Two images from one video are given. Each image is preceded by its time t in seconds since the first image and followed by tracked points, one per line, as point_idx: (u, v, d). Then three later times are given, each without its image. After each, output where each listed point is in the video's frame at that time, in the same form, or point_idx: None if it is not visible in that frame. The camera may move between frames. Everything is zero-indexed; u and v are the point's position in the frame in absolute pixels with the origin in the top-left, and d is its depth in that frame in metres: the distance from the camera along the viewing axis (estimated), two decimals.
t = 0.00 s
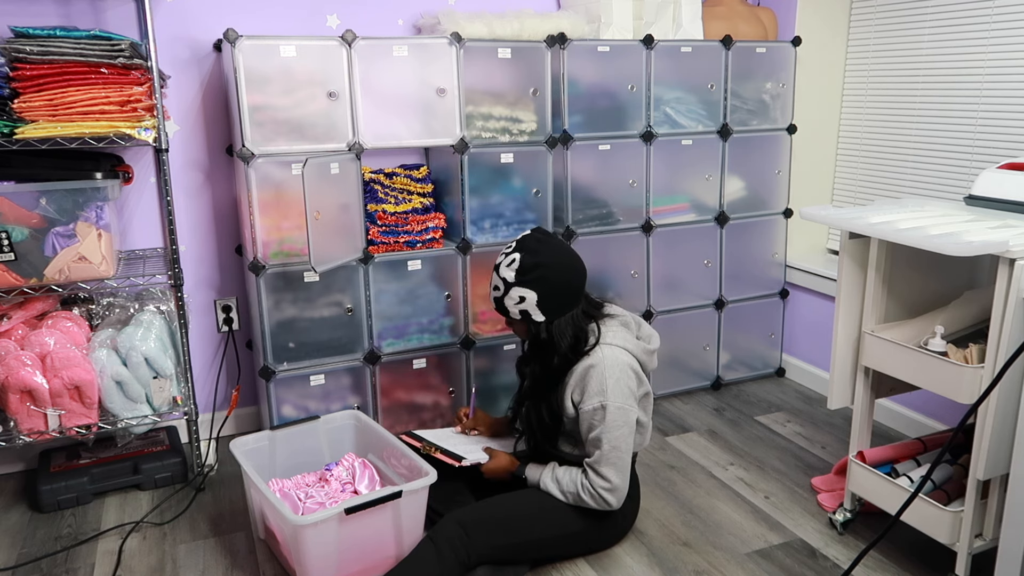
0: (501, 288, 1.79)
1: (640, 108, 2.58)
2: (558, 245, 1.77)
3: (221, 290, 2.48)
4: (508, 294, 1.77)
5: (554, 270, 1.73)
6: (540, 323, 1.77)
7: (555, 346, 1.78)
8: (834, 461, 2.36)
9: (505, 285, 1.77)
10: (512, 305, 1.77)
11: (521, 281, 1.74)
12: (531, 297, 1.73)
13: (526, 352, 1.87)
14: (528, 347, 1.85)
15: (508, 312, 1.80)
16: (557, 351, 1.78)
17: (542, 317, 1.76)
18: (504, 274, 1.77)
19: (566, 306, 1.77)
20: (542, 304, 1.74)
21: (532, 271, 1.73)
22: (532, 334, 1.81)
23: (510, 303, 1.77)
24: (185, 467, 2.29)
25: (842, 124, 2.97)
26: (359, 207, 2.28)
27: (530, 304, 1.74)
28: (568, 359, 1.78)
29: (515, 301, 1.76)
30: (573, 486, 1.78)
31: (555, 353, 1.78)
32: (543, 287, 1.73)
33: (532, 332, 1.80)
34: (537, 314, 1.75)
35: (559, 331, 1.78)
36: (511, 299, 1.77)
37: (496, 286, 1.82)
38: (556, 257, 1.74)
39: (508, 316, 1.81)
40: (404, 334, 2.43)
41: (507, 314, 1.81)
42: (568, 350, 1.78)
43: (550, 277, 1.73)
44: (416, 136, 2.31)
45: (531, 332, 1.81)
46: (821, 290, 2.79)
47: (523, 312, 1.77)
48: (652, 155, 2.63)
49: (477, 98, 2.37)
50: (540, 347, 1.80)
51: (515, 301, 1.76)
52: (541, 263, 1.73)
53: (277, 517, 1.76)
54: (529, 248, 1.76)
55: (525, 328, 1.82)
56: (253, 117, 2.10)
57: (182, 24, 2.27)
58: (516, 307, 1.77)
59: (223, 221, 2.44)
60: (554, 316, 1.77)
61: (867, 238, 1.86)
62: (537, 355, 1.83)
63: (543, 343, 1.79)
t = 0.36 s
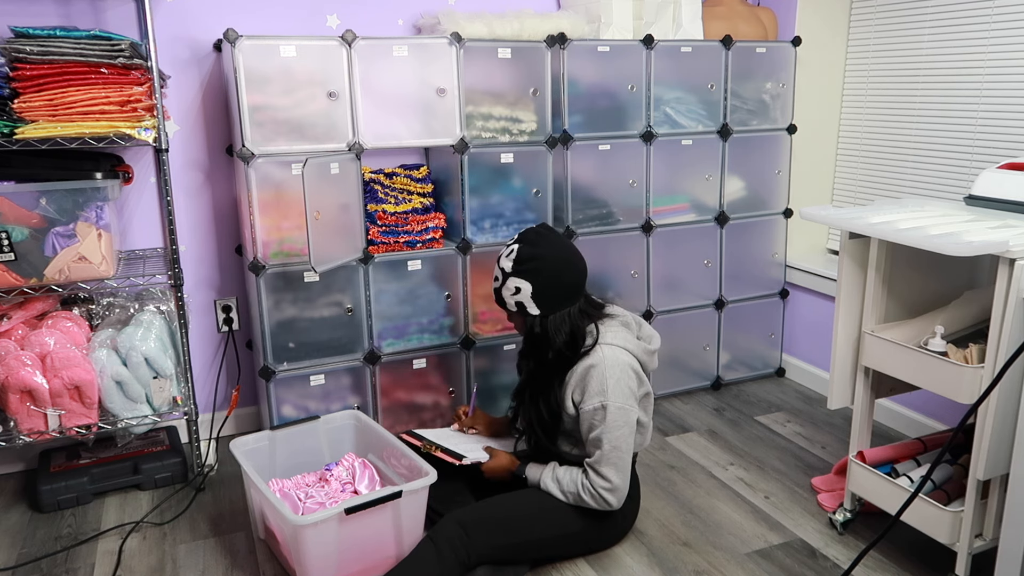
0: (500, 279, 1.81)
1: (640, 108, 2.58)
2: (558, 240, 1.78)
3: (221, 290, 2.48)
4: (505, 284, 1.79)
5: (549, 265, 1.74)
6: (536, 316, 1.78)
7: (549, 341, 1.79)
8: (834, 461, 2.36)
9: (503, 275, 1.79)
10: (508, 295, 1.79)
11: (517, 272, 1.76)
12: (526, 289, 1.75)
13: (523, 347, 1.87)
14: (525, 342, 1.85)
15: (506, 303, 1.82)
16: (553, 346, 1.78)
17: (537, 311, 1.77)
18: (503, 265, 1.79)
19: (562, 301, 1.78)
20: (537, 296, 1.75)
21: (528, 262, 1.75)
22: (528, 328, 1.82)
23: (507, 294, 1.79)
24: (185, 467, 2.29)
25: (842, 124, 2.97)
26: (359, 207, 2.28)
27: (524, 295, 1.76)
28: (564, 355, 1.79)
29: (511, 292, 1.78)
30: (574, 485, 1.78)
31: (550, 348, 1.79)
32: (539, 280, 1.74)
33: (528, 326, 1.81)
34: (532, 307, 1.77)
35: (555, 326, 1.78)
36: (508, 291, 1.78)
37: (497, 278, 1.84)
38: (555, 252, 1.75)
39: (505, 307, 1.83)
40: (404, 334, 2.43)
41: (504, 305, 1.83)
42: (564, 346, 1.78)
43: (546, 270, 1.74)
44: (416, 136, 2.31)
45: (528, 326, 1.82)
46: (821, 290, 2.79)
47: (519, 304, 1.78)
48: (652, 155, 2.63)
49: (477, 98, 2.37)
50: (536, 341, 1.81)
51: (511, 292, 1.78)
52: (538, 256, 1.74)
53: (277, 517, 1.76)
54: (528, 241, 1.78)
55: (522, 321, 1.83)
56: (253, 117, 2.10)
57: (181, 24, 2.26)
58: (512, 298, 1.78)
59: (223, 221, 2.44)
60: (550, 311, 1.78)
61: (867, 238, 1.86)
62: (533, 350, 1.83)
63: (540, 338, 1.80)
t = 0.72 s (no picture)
0: (501, 280, 1.81)
1: (640, 108, 2.58)
2: (557, 240, 1.78)
3: (221, 290, 2.48)
4: (505, 284, 1.79)
5: (550, 265, 1.74)
6: (536, 316, 1.78)
7: (550, 341, 1.78)
8: (834, 461, 2.36)
9: (504, 276, 1.79)
10: (509, 296, 1.79)
11: (518, 272, 1.76)
12: (527, 289, 1.75)
13: (523, 347, 1.87)
14: (525, 342, 1.85)
15: (507, 304, 1.81)
16: (553, 346, 1.78)
17: (538, 311, 1.77)
18: (504, 265, 1.79)
19: (562, 301, 1.77)
20: (538, 296, 1.75)
21: (528, 262, 1.75)
22: (528, 328, 1.82)
23: (507, 294, 1.79)
24: (185, 467, 2.29)
25: (843, 124, 2.97)
26: (359, 207, 2.28)
27: (525, 295, 1.76)
28: (564, 355, 1.79)
29: (512, 292, 1.78)
30: (574, 485, 1.78)
31: (550, 348, 1.79)
32: (538, 280, 1.74)
33: (528, 326, 1.81)
34: (533, 307, 1.77)
35: (555, 326, 1.78)
36: (509, 291, 1.78)
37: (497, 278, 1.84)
38: (554, 252, 1.75)
39: (505, 307, 1.83)
40: (405, 334, 2.43)
41: (504, 305, 1.83)
42: (565, 346, 1.78)
43: (546, 270, 1.74)
44: (416, 136, 2.31)
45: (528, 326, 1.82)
46: (821, 290, 2.79)
47: (520, 304, 1.78)
48: (652, 155, 2.63)
49: (477, 98, 2.37)
50: (536, 341, 1.81)
51: (512, 292, 1.78)
52: (538, 256, 1.74)
53: (277, 517, 1.76)
54: (529, 241, 1.78)
55: (522, 321, 1.84)
56: (253, 117, 2.10)
57: (181, 24, 2.26)
58: (512, 298, 1.78)
59: (223, 221, 2.44)
60: (550, 311, 1.78)
61: (867, 238, 1.86)
62: (533, 350, 1.83)
63: (540, 338, 1.80)
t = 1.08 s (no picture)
0: (501, 280, 1.81)
1: (640, 108, 2.58)
2: (558, 239, 1.78)
3: (221, 290, 2.48)
4: (505, 285, 1.79)
5: (549, 264, 1.74)
6: (535, 317, 1.78)
7: (550, 341, 1.78)
8: (834, 461, 2.36)
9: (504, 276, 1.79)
10: (509, 297, 1.79)
11: (517, 272, 1.76)
12: (527, 289, 1.75)
13: (523, 347, 1.87)
14: (525, 342, 1.85)
15: (507, 304, 1.81)
16: (553, 346, 1.78)
17: (538, 312, 1.77)
18: (504, 265, 1.79)
19: (561, 301, 1.77)
20: (538, 296, 1.75)
21: (528, 262, 1.75)
22: (528, 328, 1.82)
23: (507, 295, 1.79)
24: (185, 467, 2.29)
25: (843, 124, 2.97)
26: (359, 207, 2.28)
27: (525, 296, 1.76)
28: (564, 355, 1.79)
29: (512, 292, 1.77)
30: (574, 485, 1.78)
31: (550, 348, 1.79)
32: (538, 280, 1.74)
33: (528, 326, 1.81)
34: (533, 307, 1.77)
35: (555, 326, 1.78)
36: (508, 291, 1.78)
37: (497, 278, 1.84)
38: (554, 251, 1.76)
39: (505, 308, 1.83)
40: (405, 334, 2.43)
41: (504, 306, 1.83)
42: (565, 346, 1.78)
43: (545, 270, 1.74)
44: (416, 136, 2.31)
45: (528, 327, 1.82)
46: (821, 290, 2.79)
47: (519, 304, 1.78)
48: (653, 155, 2.63)
49: (477, 98, 2.37)
50: (535, 341, 1.81)
51: (512, 292, 1.77)
52: (538, 256, 1.74)
53: (277, 517, 1.76)
54: (529, 241, 1.78)
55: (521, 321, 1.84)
56: (253, 117, 2.10)
57: (181, 24, 2.27)
58: (512, 299, 1.78)
59: (223, 221, 2.44)
60: (550, 311, 1.78)
61: (867, 237, 1.86)
62: (533, 351, 1.83)
63: (540, 338, 1.80)
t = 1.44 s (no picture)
0: (519, 268, 1.78)
1: (640, 108, 2.58)
2: (579, 232, 1.79)
3: (221, 290, 2.48)
4: (524, 273, 1.76)
5: (573, 254, 1.74)
6: (552, 308, 1.76)
7: (566, 332, 1.78)
8: (834, 461, 2.36)
9: (525, 264, 1.76)
10: (527, 286, 1.75)
11: (541, 261, 1.74)
12: (549, 278, 1.73)
13: (534, 340, 1.86)
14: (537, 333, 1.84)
15: (522, 294, 1.77)
16: (568, 337, 1.78)
17: (557, 303, 1.75)
18: (526, 252, 1.76)
19: (579, 294, 1.77)
20: (559, 286, 1.74)
21: (551, 251, 1.74)
22: (542, 319, 1.80)
23: (525, 283, 1.75)
24: (185, 467, 2.29)
25: (843, 124, 2.97)
26: (359, 207, 2.28)
27: (547, 285, 1.73)
28: (577, 348, 1.79)
29: (531, 281, 1.75)
30: (568, 481, 1.78)
31: (565, 339, 1.79)
32: (561, 270, 1.73)
33: (542, 317, 1.80)
34: (552, 297, 1.74)
35: (572, 317, 1.78)
36: (528, 279, 1.75)
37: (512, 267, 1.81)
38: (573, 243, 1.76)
39: (520, 298, 1.79)
40: (405, 334, 2.43)
41: (519, 296, 1.79)
42: (578, 337, 1.78)
43: (568, 260, 1.73)
44: (416, 136, 2.32)
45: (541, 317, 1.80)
46: (821, 290, 2.79)
47: (537, 294, 1.75)
48: (653, 155, 2.63)
49: (477, 98, 2.37)
50: (550, 332, 1.80)
51: (531, 280, 1.75)
52: (563, 246, 1.75)
53: (277, 517, 1.76)
54: (553, 230, 1.78)
55: (532, 312, 1.81)
56: (253, 117, 2.10)
57: (181, 24, 2.27)
58: (531, 288, 1.75)
59: (223, 221, 2.44)
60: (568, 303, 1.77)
61: (867, 238, 1.86)
62: (546, 342, 1.83)
63: (555, 328, 1.79)
